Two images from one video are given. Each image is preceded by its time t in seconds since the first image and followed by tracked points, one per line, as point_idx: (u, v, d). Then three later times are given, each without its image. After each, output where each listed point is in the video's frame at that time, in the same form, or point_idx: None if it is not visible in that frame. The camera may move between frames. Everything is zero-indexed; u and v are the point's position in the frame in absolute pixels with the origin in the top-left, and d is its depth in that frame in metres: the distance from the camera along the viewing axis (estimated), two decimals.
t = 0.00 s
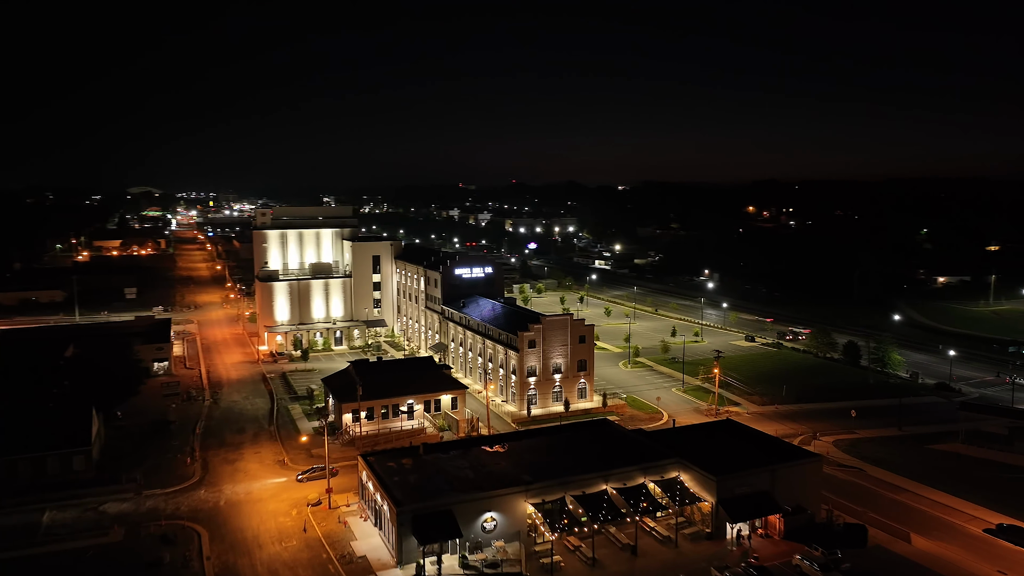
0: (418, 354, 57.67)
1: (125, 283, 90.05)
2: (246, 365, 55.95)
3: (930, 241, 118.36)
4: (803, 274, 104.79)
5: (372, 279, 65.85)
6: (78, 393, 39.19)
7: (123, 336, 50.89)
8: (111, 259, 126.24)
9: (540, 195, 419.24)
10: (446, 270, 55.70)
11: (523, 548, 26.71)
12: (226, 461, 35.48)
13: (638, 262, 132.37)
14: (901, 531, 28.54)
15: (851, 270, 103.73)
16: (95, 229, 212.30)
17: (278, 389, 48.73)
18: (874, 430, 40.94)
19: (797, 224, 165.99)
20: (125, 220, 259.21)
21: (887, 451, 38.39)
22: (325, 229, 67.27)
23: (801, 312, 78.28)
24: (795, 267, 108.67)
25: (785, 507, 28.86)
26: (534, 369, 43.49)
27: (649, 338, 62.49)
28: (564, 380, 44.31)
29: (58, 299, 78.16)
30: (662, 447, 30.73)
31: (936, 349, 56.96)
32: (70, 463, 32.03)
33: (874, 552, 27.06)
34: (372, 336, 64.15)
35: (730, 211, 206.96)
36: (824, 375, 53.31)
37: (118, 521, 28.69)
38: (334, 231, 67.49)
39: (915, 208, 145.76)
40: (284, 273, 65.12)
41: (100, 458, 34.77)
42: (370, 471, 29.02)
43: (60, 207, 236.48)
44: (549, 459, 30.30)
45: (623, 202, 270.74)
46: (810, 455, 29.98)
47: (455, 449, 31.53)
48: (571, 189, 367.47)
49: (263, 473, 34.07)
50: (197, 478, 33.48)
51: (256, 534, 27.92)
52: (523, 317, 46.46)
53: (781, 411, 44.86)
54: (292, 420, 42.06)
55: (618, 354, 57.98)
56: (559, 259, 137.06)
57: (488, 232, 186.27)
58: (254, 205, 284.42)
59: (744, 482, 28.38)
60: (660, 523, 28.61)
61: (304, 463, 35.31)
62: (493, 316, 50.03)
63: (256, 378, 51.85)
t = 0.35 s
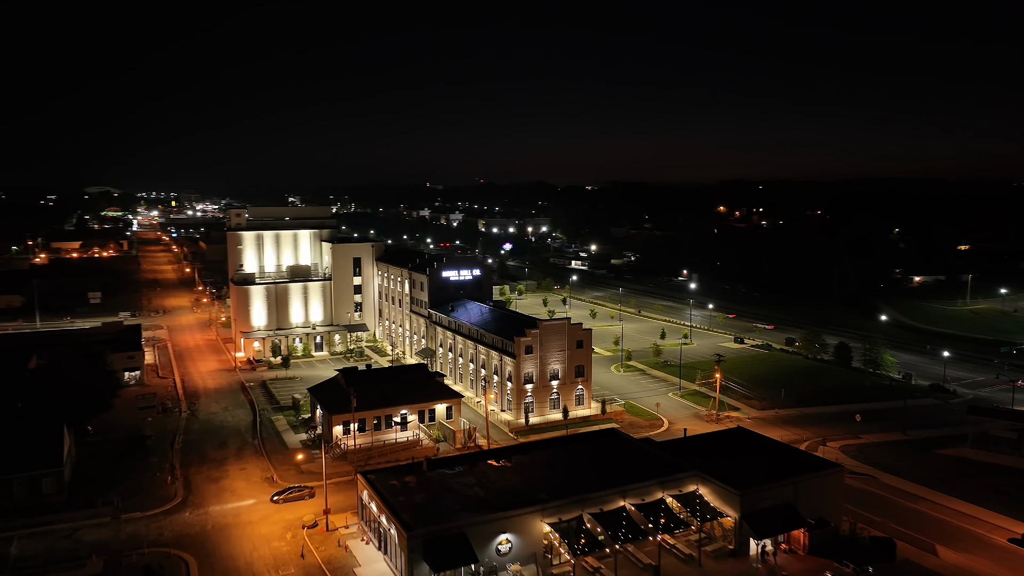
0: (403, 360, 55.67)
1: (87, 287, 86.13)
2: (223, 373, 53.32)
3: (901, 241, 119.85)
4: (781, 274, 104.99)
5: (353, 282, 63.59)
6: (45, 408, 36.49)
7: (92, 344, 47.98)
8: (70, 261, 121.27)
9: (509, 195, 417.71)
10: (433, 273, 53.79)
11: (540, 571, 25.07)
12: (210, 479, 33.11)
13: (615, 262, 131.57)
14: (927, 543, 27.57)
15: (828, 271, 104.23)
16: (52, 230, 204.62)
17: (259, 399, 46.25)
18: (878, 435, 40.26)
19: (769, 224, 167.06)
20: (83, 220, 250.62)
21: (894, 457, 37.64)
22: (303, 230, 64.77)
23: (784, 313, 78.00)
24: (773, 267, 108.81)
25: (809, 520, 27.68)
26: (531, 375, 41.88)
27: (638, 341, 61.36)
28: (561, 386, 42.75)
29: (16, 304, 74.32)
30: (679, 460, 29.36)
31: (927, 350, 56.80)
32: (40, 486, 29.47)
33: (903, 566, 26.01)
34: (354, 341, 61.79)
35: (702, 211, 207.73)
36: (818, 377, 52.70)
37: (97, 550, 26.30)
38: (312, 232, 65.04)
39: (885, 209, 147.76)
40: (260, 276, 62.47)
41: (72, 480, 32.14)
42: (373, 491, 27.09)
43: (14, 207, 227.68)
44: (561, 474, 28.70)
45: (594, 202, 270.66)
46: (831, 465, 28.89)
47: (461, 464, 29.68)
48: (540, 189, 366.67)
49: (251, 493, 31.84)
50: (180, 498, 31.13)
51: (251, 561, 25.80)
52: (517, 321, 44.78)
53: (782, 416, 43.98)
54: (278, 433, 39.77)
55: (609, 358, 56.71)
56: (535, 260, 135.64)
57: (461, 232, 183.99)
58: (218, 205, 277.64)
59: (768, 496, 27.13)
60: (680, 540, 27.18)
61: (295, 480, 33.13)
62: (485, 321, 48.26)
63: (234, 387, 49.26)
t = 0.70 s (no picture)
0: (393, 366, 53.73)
1: (53, 291, 82.41)
2: (203, 382, 50.78)
3: (878, 241, 120.83)
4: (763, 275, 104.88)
5: (337, 284, 61.40)
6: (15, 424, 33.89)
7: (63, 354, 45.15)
8: (32, 264, 116.32)
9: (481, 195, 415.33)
10: (424, 275, 51.81)
11: None
12: (199, 500, 30.86)
13: (595, 262, 130.48)
14: (961, 557, 26.56)
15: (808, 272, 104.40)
16: (9, 231, 196.44)
17: (244, 411, 43.87)
18: (889, 440, 39.47)
19: (744, 224, 167.67)
20: (43, 220, 242.21)
21: (908, 464, 36.81)
22: (284, 232, 62.30)
23: (772, 313, 77.59)
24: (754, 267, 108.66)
25: (840, 536, 26.48)
26: (533, 383, 40.29)
27: (631, 344, 60.16)
28: (563, 394, 41.22)
29: None
30: (701, 473, 28.02)
31: (921, 351, 56.55)
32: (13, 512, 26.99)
33: None
34: (339, 347, 59.40)
35: (677, 212, 207.90)
36: (817, 380, 51.96)
37: None
38: (293, 234, 62.63)
39: (859, 211, 149.20)
40: (240, 279, 59.91)
41: (47, 504, 29.64)
42: (382, 513, 25.19)
43: None
44: (580, 489, 27.15)
45: (568, 202, 269.94)
46: (859, 475, 27.81)
47: (472, 481, 27.93)
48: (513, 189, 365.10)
49: (244, 514, 29.67)
50: (167, 522, 28.84)
51: None
52: (516, 327, 43.12)
53: (787, 421, 43.06)
54: (268, 447, 37.55)
55: (604, 362, 55.42)
56: (515, 260, 133.96)
57: (437, 232, 181.49)
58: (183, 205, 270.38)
59: (799, 510, 25.86)
60: (709, 559, 25.77)
61: (291, 499, 31.06)
62: (481, 325, 46.53)
63: (217, 398, 46.78)
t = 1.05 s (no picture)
0: (382, 374, 51.69)
1: (16, 296, 78.62)
2: (182, 391, 48.24)
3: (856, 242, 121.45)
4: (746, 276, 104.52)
5: (321, 288, 59.13)
6: None
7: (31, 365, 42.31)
8: None
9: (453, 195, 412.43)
10: (415, 279, 49.82)
11: None
12: (187, 524, 28.64)
13: (576, 262, 129.31)
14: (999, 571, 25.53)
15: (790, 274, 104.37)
16: None
17: (229, 423, 41.51)
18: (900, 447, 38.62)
19: (721, 224, 168.00)
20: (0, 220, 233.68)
21: (923, 471, 35.95)
22: (264, 234, 59.76)
23: (760, 314, 77.06)
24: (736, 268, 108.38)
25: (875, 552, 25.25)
26: (536, 391, 38.64)
27: (624, 347, 58.91)
28: (567, 402, 39.68)
29: None
30: (727, 488, 26.62)
31: (918, 352, 56.17)
32: None
33: None
34: (324, 353, 57.02)
35: (653, 212, 207.82)
36: (816, 383, 51.17)
37: None
38: (274, 235, 60.15)
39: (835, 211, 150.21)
40: (219, 283, 57.23)
41: (20, 532, 27.20)
42: (395, 539, 23.32)
43: None
44: (602, 507, 25.57)
45: (543, 202, 268.88)
46: (891, 486, 26.65)
47: (487, 501, 26.18)
48: (486, 190, 363.03)
49: (238, 538, 27.54)
50: (155, 549, 26.61)
51: None
52: (516, 332, 41.45)
53: (794, 427, 42.06)
54: (258, 463, 35.36)
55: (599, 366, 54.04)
56: (494, 261, 132.23)
57: (412, 232, 178.82)
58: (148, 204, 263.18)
59: (835, 526, 24.56)
60: None
61: (288, 520, 28.99)
62: (477, 330, 44.76)
63: (199, 409, 44.33)
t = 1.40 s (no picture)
0: (371, 383, 49.44)
1: None
2: (158, 403, 45.42)
3: (833, 243, 122.03)
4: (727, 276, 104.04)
5: (304, 292, 56.61)
6: None
7: None
8: None
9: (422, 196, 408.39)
10: (406, 283, 47.70)
11: None
12: (176, 554, 26.22)
13: (554, 262, 127.81)
14: None
15: (771, 275, 104.14)
16: None
17: (212, 438, 38.90)
18: (914, 454, 37.66)
19: (696, 224, 168.03)
20: None
21: (942, 479, 34.99)
22: (242, 236, 56.93)
23: (748, 315, 76.35)
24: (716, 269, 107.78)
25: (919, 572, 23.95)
26: (541, 400, 36.82)
27: (618, 351, 57.42)
28: (572, 412, 37.95)
29: None
30: (761, 507, 25.14)
31: (913, 354, 55.73)
32: None
33: None
34: (307, 360, 54.47)
35: (627, 212, 207.37)
36: (816, 387, 50.26)
37: None
38: (252, 237, 57.35)
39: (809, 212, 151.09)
40: (195, 288, 54.31)
41: None
42: (416, 570, 21.29)
43: None
44: (634, 530, 23.81)
45: (515, 202, 267.02)
46: (929, 501, 25.45)
47: (508, 525, 24.28)
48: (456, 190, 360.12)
49: (235, 569, 25.22)
50: None
51: None
52: (518, 338, 39.59)
53: (803, 433, 40.94)
54: (247, 482, 32.93)
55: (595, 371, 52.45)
56: (471, 263, 130.05)
57: (385, 233, 175.46)
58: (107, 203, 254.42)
59: (879, 546, 23.20)
60: None
61: (287, 547, 26.74)
62: (474, 336, 42.78)
63: (178, 422, 41.61)
